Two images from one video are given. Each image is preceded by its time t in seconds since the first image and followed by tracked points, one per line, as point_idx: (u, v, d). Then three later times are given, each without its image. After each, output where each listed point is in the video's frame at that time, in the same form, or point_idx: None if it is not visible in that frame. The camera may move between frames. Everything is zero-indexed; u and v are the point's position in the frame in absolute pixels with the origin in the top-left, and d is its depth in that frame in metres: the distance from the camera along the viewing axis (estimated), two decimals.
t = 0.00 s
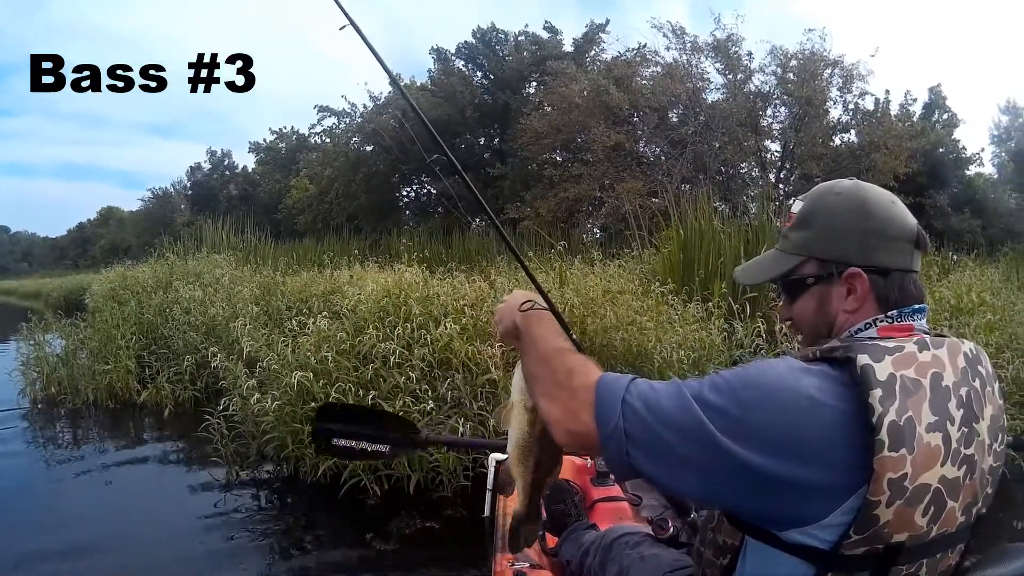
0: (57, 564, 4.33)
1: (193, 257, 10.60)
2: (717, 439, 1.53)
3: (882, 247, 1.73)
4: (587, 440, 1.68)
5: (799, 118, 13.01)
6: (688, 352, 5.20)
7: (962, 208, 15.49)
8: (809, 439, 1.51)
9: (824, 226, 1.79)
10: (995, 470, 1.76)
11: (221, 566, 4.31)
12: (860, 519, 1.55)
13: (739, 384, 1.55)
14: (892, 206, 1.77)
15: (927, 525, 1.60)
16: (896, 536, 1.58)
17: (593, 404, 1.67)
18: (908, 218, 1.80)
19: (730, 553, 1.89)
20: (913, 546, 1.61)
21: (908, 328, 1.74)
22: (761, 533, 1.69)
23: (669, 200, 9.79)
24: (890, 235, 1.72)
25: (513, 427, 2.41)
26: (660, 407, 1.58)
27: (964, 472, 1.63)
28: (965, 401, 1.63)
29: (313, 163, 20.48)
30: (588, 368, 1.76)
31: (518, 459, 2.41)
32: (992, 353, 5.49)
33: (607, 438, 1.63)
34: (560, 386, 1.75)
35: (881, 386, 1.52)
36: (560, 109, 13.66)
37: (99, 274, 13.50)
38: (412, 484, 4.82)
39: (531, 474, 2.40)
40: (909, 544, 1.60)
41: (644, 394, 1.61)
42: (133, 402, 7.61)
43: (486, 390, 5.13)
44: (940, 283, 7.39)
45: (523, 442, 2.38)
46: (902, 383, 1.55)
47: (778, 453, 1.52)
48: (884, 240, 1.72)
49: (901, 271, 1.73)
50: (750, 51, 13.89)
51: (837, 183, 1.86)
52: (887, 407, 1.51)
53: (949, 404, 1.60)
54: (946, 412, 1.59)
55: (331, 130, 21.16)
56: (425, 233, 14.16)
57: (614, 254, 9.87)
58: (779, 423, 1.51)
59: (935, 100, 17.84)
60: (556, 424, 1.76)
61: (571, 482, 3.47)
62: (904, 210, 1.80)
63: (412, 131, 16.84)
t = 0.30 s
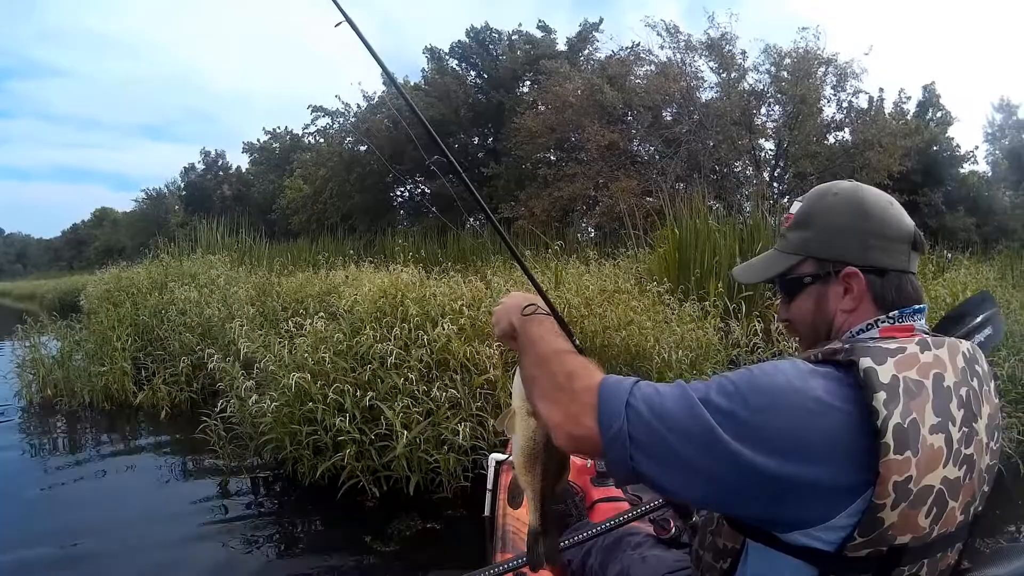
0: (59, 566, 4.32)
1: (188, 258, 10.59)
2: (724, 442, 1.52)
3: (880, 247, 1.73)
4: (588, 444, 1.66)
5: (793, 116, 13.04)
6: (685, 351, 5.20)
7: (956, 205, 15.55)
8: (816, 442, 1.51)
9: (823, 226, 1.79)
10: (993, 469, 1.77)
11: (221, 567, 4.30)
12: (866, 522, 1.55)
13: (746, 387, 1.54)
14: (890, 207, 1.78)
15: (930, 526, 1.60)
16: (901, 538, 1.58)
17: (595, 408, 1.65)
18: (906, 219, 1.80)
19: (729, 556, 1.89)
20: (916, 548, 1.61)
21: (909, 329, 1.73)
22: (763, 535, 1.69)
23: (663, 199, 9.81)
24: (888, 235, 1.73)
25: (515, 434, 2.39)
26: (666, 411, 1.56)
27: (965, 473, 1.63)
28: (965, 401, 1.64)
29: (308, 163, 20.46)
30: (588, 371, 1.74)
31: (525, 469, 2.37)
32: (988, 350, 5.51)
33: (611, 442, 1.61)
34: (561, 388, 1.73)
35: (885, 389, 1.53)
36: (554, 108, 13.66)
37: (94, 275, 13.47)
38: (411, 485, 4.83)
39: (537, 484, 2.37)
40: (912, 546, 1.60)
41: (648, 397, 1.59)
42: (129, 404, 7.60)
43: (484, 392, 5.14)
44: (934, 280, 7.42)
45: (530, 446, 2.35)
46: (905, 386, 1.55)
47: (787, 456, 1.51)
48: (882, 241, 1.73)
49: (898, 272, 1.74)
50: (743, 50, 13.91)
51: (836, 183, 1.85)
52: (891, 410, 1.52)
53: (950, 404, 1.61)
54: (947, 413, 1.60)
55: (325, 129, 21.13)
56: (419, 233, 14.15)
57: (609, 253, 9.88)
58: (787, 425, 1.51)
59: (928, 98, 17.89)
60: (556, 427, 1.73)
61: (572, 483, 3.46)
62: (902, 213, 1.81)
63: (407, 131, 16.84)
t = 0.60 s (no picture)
0: (55, 553, 4.32)
1: (189, 247, 10.57)
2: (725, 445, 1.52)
3: (889, 245, 1.73)
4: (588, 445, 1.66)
5: (797, 125, 13.03)
6: (686, 355, 5.21)
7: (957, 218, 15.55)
8: (818, 444, 1.51)
9: (832, 223, 1.79)
10: (1000, 472, 1.76)
11: (217, 558, 4.30)
12: (867, 525, 1.55)
13: (748, 388, 1.53)
14: (900, 207, 1.77)
15: (932, 530, 1.60)
16: (901, 542, 1.58)
17: (595, 407, 1.65)
18: (916, 219, 1.79)
19: (729, 555, 1.91)
20: (918, 551, 1.61)
21: (916, 329, 1.73)
22: (765, 537, 1.69)
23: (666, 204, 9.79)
24: (897, 234, 1.72)
25: (497, 433, 2.42)
26: (666, 413, 1.56)
27: (970, 477, 1.63)
28: (971, 403, 1.63)
29: (310, 157, 20.44)
30: (585, 370, 1.74)
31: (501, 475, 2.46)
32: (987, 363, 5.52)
33: (611, 445, 1.60)
34: (558, 390, 1.72)
35: (889, 391, 1.52)
36: (559, 109, 13.62)
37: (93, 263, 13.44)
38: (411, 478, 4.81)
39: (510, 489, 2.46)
40: (913, 549, 1.60)
41: (648, 399, 1.59)
42: (127, 390, 7.58)
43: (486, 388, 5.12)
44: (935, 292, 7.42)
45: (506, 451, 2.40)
46: (909, 388, 1.55)
47: (788, 458, 1.52)
48: (890, 239, 1.72)
49: (905, 271, 1.73)
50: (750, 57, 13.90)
51: (849, 183, 1.85)
52: (894, 412, 1.52)
53: (956, 407, 1.60)
54: (953, 416, 1.59)
55: (329, 124, 21.10)
56: (420, 230, 14.14)
57: (609, 255, 9.86)
58: (788, 427, 1.51)
59: (933, 110, 17.89)
60: (554, 428, 1.73)
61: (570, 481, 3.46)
62: (912, 214, 1.81)
63: (411, 128, 16.84)
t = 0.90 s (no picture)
0: (51, 540, 4.32)
1: (196, 241, 10.59)
2: (722, 450, 1.52)
3: (895, 240, 1.72)
4: (585, 450, 1.65)
5: (805, 135, 13.03)
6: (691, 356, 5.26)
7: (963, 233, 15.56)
8: (816, 449, 1.51)
9: (839, 221, 1.80)
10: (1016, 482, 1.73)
11: (214, 547, 4.30)
12: (865, 531, 1.54)
13: (745, 393, 1.53)
14: (908, 204, 1.77)
15: (935, 538, 1.58)
16: (902, 549, 1.56)
17: (592, 412, 1.65)
18: (925, 217, 1.78)
19: (727, 554, 1.92)
20: (918, 558, 1.59)
21: (921, 329, 1.71)
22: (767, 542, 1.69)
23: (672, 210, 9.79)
24: (904, 229, 1.71)
25: (483, 440, 2.40)
26: (662, 417, 1.57)
27: (979, 486, 1.60)
28: (982, 411, 1.60)
29: (318, 155, 20.47)
30: (580, 375, 1.73)
31: (488, 479, 2.44)
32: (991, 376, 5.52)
33: (608, 450, 1.61)
34: (554, 395, 1.72)
35: (893, 395, 1.51)
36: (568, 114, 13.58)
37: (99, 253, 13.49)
38: (413, 474, 4.83)
39: (497, 489, 2.46)
40: (914, 557, 1.59)
41: (644, 405, 1.59)
42: (132, 380, 7.61)
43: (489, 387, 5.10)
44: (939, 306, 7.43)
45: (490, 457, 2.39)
46: (914, 393, 1.53)
47: (785, 462, 1.51)
48: (896, 234, 1.72)
49: (912, 266, 1.71)
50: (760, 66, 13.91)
51: (858, 183, 1.86)
52: (897, 416, 1.50)
53: (965, 415, 1.57)
54: (962, 424, 1.57)
55: (337, 122, 21.12)
56: (426, 230, 14.15)
57: (614, 260, 9.87)
58: (786, 432, 1.51)
59: (941, 125, 17.88)
60: (551, 432, 1.72)
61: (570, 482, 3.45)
62: (923, 213, 1.80)
63: (420, 128, 16.87)
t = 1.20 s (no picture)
0: (54, 540, 4.31)
1: (200, 240, 10.60)
2: (721, 455, 1.52)
3: (904, 237, 1.72)
4: (588, 455, 1.66)
5: (808, 134, 13.02)
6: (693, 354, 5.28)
7: (965, 231, 15.56)
8: (819, 456, 1.50)
9: (848, 222, 1.80)
10: None
11: (218, 545, 4.31)
12: (867, 538, 1.53)
13: (745, 398, 1.53)
14: (916, 201, 1.77)
15: (940, 547, 1.57)
16: (905, 557, 1.56)
17: (594, 417, 1.65)
18: (933, 214, 1.78)
19: (730, 549, 1.92)
20: (923, 566, 1.59)
21: (932, 331, 1.70)
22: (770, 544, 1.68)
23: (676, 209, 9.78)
24: (912, 225, 1.71)
25: (491, 444, 2.39)
26: (662, 422, 1.57)
27: (988, 497, 1.59)
28: (995, 422, 1.59)
29: (321, 154, 20.47)
30: (582, 380, 1.73)
31: (495, 481, 2.44)
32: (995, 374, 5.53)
33: (609, 454, 1.61)
34: (556, 400, 1.72)
35: (902, 402, 1.50)
36: (571, 113, 13.55)
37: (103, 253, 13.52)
38: (419, 473, 4.83)
39: (505, 493, 2.46)
40: (918, 565, 1.58)
41: (644, 409, 1.59)
42: (137, 380, 7.63)
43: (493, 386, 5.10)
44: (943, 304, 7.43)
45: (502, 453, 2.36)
46: (925, 400, 1.52)
47: (786, 469, 1.50)
48: (906, 231, 1.72)
49: (923, 261, 1.70)
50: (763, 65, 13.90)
51: (865, 185, 1.86)
52: (904, 424, 1.49)
53: (976, 425, 1.56)
54: (973, 433, 1.55)
55: (341, 122, 21.13)
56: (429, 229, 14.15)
57: (618, 259, 9.86)
58: (787, 438, 1.50)
59: (943, 123, 17.87)
60: (555, 437, 1.73)
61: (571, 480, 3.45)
62: (929, 211, 1.79)
63: (423, 128, 16.86)
